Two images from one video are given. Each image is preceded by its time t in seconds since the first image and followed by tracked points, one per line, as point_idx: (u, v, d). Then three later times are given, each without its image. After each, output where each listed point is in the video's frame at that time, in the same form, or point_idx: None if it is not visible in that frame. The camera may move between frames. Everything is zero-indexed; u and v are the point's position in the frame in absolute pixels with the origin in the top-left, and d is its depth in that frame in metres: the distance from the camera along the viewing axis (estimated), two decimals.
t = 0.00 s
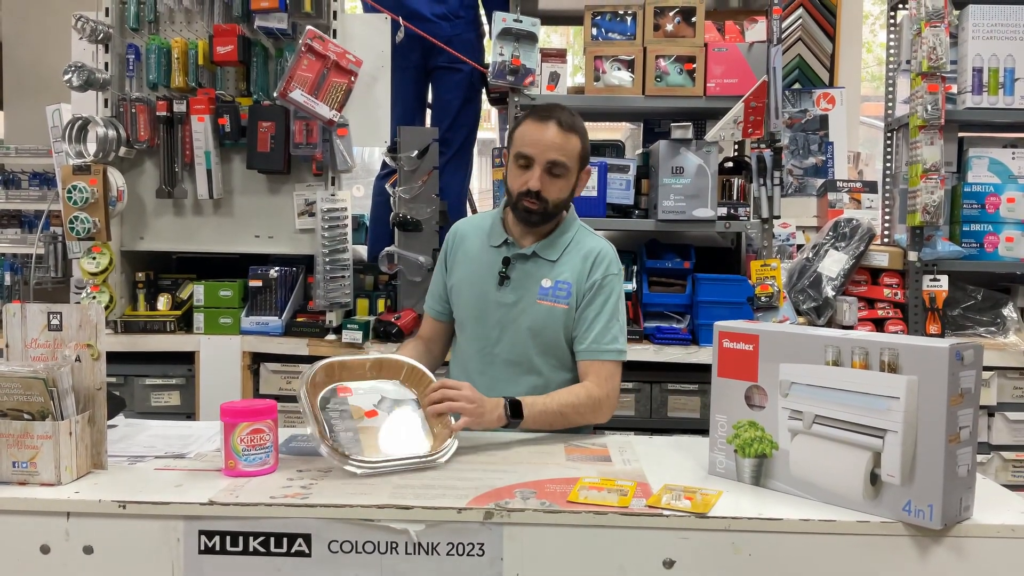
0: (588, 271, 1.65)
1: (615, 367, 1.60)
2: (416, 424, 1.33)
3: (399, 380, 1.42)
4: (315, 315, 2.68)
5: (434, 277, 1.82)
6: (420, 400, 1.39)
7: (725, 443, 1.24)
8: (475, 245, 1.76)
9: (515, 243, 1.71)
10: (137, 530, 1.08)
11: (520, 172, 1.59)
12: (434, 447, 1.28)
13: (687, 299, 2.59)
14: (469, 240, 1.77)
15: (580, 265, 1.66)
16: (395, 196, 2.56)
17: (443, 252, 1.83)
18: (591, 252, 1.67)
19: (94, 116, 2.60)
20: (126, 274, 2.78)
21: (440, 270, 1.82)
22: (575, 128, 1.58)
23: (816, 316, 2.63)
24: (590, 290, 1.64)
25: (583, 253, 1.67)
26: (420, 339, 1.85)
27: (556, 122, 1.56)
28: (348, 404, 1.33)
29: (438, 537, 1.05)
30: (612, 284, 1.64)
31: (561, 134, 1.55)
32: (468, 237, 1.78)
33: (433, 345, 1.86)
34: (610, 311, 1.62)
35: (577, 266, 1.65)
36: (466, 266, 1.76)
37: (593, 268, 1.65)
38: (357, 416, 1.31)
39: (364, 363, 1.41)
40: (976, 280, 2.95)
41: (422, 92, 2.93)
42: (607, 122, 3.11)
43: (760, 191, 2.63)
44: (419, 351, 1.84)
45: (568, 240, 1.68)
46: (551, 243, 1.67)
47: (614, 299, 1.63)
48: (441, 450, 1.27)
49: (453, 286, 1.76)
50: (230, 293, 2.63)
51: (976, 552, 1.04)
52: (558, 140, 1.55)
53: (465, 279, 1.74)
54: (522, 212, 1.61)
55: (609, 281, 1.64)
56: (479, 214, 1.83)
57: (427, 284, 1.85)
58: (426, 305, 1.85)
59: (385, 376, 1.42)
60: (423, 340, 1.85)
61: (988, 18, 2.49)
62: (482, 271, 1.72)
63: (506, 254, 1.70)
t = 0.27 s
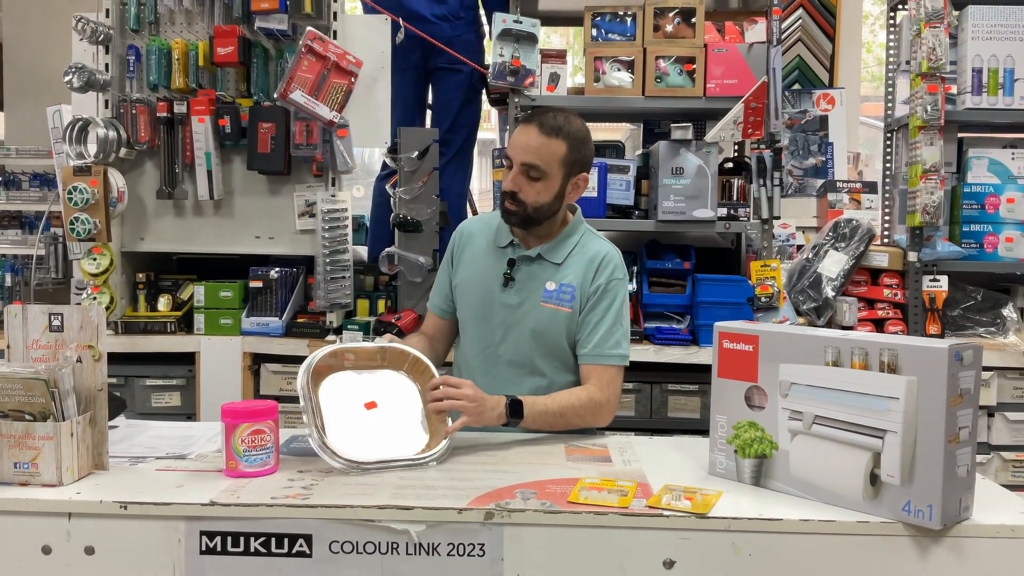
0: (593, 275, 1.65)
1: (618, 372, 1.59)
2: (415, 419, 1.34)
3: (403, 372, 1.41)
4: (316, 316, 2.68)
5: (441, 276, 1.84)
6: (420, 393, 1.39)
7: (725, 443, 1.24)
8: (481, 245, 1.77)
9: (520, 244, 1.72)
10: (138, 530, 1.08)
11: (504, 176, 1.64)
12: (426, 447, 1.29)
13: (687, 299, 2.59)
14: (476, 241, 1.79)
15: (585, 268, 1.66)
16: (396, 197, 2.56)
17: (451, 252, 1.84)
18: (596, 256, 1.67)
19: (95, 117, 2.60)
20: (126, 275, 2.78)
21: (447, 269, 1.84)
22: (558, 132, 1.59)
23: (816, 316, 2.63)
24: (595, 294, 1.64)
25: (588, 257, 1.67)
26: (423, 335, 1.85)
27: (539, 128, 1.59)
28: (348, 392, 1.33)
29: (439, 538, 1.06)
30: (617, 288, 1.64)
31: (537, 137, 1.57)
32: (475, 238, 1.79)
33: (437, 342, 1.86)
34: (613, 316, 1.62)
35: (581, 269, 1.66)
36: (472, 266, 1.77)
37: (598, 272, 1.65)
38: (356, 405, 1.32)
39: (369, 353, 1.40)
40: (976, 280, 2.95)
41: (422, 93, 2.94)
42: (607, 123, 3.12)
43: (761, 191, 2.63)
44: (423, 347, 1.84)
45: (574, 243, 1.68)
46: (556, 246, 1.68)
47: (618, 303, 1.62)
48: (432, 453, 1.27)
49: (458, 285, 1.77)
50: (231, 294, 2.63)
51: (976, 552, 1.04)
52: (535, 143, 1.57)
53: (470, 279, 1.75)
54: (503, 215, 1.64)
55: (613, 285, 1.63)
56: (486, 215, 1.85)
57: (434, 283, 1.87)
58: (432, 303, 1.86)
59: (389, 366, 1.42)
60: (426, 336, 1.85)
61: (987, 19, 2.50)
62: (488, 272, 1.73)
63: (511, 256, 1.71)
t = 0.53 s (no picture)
0: (596, 278, 1.65)
1: (620, 376, 1.59)
2: (417, 418, 1.34)
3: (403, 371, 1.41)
4: (317, 316, 2.69)
5: (446, 275, 1.85)
6: (421, 394, 1.38)
7: (727, 442, 1.24)
8: (486, 246, 1.78)
9: (524, 246, 1.72)
10: (141, 529, 1.08)
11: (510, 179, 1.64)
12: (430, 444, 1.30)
13: (688, 299, 2.59)
14: (480, 241, 1.79)
15: (588, 271, 1.65)
16: (397, 197, 2.57)
17: (456, 251, 1.85)
18: (599, 259, 1.66)
19: (97, 117, 2.60)
20: (128, 275, 2.78)
21: (452, 268, 1.84)
22: (564, 135, 1.60)
23: (817, 316, 2.64)
24: (597, 298, 1.63)
25: (592, 260, 1.66)
26: (428, 333, 1.86)
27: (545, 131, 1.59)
28: (349, 393, 1.33)
29: (441, 537, 1.06)
30: (619, 292, 1.63)
31: (544, 139, 1.58)
32: (480, 238, 1.80)
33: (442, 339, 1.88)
34: (616, 320, 1.62)
35: (584, 272, 1.65)
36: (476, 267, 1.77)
37: (601, 275, 1.65)
38: (356, 407, 1.31)
39: (369, 354, 1.41)
40: (976, 279, 2.96)
41: (423, 93, 2.94)
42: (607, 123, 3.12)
43: (761, 191, 2.63)
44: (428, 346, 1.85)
45: (577, 246, 1.68)
46: (559, 248, 1.67)
47: (620, 307, 1.62)
48: (434, 451, 1.28)
49: (462, 285, 1.78)
50: (232, 294, 2.64)
51: (976, 550, 1.05)
52: (541, 146, 1.57)
53: (473, 280, 1.75)
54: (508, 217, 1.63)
55: (616, 290, 1.63)
56: (492, 215, 1.85)
57: (438, 281, 1.88)
58: (437, 302, 1.87)
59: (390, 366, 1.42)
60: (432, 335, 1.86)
61: (987, 18, 2.50)
62: (492, 273, 1.73)
63: (514, 257, 1.71)
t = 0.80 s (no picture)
0: (600, 283, 1.65)
1: (623, 382, 1.60)
2: (419, 418, 1.35)
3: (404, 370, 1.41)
4: (318, 315, 2.69)
5: (449, 274, 1.85)
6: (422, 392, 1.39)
7: (727, 442, 1.25)
8: (490, 247, 1.78)
9: (529, 248, 1.72)
10: (144, 529, 1.09)
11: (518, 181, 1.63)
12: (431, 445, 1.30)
13: (688, 299, 2.59)
14: (485, 242, 1.79)
15: (593, 276, 1.66)
16: (397, 197, 2.57)
17: (459, 251, 1.85)
18: (604, 264, 1.67)
19: (98, 118, 2.61)
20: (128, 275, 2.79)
21: (455, 268, 1.85)
22: (573, 140, 1.58)
23: (817, 315, 2.64)
24: (601, 303, 1.64)
25: (597, 265, 1.67)
26: (431, 331, 1.86)
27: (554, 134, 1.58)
28: (351, 392, 1.33)
29: (443, 536, 1.06)
30: (623, 298, 1.64)
31: (554, 145, 1.57)
32: (484, 239, 1.80)
33: (446, 338, 1.88)
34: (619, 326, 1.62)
35: (589, 277, 1.66)
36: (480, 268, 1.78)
37: (605, 281, 1.65)
38: (357, 405, 1.32)
39: (371, 352, 1.40)
40: (976, 279, 2.96)
41: (423, 93, 2.94)
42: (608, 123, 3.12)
43: (761, 191, 2.64)
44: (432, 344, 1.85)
45: (583, 250, 1.68)
46: (564, 252, 1.67)
47: (624, 313, 1.62)
48: (435, 451, 1.28)
49: (465, 285, 1.78)
50: (233, 294, 2.64)
51: (976, 549, 1.05)
52: (551, 151, 1.56)
53: (477, 281, 1.75)
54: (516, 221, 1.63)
55: (620, 295, 1.63)
56: (496, 215, 1.85)
57: (441, 281, 1.88)
58: (439, 301, 1.87)
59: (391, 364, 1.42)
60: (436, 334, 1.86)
61: (987, 18, 2.50)
62: (496, 275, 1.73)
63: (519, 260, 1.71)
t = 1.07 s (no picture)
0: (605, 284, 1.66)
1: (625, 383, 1.61)
2: (418, 416, 1.35)
3: (404, 367, 1.41)
4: (317, 315, 2.70)
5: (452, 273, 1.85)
6: (422, 390, 1.39)
7: (726, 440, 1.25)
8: (495, 247, 1.78)
9: (533, 248, 1.72)
10: (143, 528, 1.09)
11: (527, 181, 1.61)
12: (429, 445, 1.30)
13: (687, 298, 2.59)
14: (490, 242, 1.79)
15: (597, 277, 1.66)
16: (397, 196, 2.57)
17: (463, 250, 1.85)
18: (609, 265, 1.67)
19: (96, 117, 2.61)
20: (128, 275, 2.79)
21: (458, 267, 1.84)
22: (584, 140, 1.57)
23: (816, 314, 2.65)
24: (606, 304, 1.64)
25: (601, 265, 1.67)
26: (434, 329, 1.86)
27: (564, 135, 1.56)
28: (351, 391, 1.33)
29: (442, 535, 1.07)
30: (628, 299, 1.64)
31: (565, 146, 1.55)
32: (489, 239, 1.80)
33: (449, 337, 1.88)
34: (623, 327, 1.63)
35: (594, 278, 1.66)
36: (484, 267, 1.77)
37: (610, 281, 1.66)
38: (357, 404, 1.32)
39: (371, 348, 1.40)
40: (975, 278, 2.96)
41: (423, 92, 2.94)
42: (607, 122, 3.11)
43: (760, 189, 2.63)
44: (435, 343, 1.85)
45: (587, 251, 1.68)
46: (569, 252, 1.67)
47: (628, 314, 1.63)
48: (433, 451, 1.29)
49: (469, 285, 1.78)
50: (232, 293, 2.64)
51: (975, 547, 1.05)
52: (562, 153, 1.55)
53: (481, 281, 1.75)
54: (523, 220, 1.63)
55: (624, 296, 1.64)
56: (500, 214, 1.85)
57: (444, 280, 1.87)
58: (442, 300, 1.87)
59: (390, 361, 1.41)
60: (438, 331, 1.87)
61: (986, 17, 2.51)
62: (500, 275, 1.73)
63: (523, 260, 1.71)
